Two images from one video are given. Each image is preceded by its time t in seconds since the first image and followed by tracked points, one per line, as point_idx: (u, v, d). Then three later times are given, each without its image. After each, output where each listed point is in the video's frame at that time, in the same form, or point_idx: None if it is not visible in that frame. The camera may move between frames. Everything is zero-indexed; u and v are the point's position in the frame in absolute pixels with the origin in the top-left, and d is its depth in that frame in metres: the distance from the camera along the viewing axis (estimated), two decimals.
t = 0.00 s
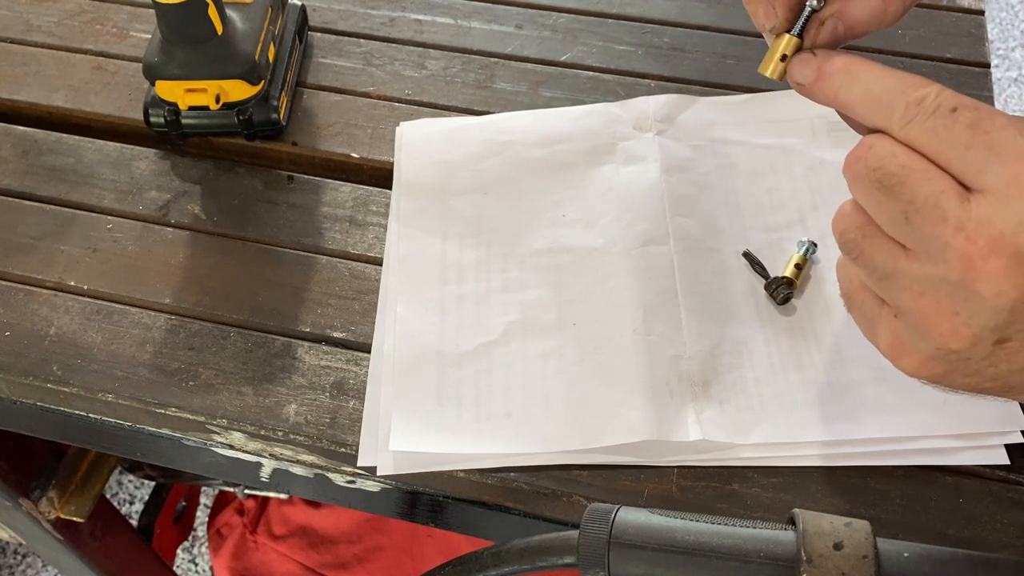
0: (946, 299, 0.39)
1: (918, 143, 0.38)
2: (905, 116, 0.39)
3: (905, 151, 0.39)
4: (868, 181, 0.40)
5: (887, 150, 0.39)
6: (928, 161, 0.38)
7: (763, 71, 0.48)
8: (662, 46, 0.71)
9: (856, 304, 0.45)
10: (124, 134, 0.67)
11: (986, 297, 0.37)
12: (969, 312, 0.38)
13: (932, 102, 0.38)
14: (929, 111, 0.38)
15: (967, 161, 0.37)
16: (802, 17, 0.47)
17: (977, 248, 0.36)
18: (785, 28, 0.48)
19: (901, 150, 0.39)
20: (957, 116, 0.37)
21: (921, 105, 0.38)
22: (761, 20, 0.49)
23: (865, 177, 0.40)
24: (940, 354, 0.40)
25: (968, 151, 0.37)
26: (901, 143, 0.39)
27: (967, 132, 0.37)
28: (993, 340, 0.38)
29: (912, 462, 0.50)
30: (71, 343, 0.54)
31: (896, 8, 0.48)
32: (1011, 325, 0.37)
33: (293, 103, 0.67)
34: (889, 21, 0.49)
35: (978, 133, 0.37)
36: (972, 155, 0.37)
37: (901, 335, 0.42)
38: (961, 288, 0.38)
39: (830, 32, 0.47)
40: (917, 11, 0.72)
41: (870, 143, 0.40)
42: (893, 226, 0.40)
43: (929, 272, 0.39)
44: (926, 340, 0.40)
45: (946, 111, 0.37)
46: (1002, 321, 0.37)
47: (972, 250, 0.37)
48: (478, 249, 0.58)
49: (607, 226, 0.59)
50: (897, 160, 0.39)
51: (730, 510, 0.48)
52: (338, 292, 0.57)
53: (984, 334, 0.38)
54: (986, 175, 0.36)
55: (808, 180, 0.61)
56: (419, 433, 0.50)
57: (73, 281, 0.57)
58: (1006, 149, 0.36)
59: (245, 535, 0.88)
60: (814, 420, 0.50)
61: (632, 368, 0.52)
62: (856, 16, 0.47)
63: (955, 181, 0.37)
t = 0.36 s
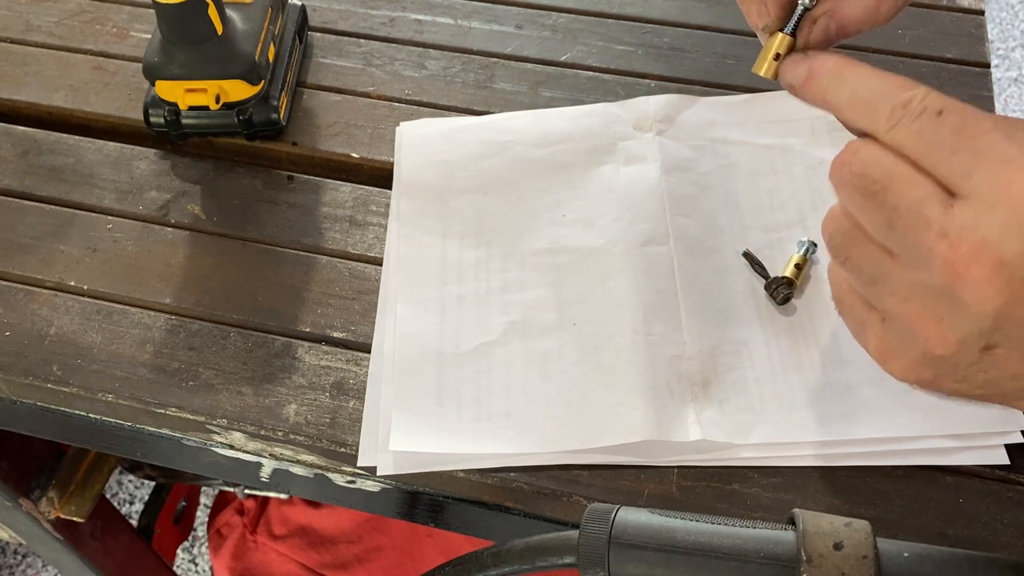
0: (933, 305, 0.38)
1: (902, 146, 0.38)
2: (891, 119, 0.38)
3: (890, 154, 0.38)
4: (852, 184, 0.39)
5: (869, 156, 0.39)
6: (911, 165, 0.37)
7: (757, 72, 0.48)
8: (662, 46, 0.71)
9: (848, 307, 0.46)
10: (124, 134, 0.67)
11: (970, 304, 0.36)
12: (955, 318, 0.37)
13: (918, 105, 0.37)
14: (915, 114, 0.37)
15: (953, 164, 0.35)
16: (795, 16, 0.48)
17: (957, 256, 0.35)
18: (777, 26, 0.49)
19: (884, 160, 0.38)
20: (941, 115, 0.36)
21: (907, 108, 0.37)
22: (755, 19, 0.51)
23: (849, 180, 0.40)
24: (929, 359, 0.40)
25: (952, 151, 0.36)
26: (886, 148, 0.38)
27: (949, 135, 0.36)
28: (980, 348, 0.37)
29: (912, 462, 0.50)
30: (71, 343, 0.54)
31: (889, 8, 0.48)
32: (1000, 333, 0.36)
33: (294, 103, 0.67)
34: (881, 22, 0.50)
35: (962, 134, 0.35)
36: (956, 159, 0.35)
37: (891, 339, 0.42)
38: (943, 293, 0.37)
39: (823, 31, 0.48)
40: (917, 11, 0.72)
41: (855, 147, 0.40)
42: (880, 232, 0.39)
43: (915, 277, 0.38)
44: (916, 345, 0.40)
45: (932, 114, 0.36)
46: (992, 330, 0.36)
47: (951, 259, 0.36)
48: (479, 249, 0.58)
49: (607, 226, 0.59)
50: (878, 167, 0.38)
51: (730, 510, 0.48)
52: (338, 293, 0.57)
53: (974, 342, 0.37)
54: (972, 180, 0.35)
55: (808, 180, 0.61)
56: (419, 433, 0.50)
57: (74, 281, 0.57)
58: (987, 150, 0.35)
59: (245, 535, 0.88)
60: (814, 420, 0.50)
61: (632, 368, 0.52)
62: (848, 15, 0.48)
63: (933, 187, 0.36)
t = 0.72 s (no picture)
0: (892, 406, 0.38)
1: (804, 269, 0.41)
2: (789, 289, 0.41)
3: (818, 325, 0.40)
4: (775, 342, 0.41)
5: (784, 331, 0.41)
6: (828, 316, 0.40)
7: (760, 81, 0.56)
8: (662, 46, 0.71)
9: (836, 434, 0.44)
10: (124, 134, 0.67)
11: (911, 391, 0.37)
12: (927, 403, 0.37)
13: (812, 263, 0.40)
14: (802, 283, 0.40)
15: (840, 305, 0.39)
16: (793, 28, 0.54)
17: (895, 363, 0.37)
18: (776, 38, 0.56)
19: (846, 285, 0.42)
20: (812, 282, 0.40)
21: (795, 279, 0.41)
22: (754, 31, 0.58)
23: (779, 340, 0.41)
24: (899, 448, 0.40)
25: (834, 275, 0.39)
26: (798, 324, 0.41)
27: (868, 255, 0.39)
28: (957, 429, 0.37)
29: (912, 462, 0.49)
30: (71, 343, 0.54)
31: (879, 21, 0.54)
32: (955, 414, 0.36)
33: (294, 103, 0.67)
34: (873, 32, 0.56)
35: (840, 274, 0.39)
36: (842, 298, 0.39)
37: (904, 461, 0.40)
38: (886, 392, 0.38)
39: (820, 41, 0.54)
40: (917, 11, 0.72)
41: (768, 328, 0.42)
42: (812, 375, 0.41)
43: (863, 388, 0.38)
44: (903, 448, 0.39)
45: (811, 274, 0.40)
46: (932, 411, 0.37)
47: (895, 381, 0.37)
48: (478, 249, 0.58)
49: (606, 227, 0.59)
50: (793, 333, 0.41)
51: (729, 510, 0.48)
52: (338, 292, 0.57)
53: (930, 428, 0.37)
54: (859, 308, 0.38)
55: (807, 180, 0.61)
56: (419, 433, 0.50)
57: (73, 281, 0.57)
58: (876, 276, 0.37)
59: (245, 535, 0.88)
60: (814, 420, 0.50)
61: (632, 368, 0.52)
62: (845, 26, 0.54)
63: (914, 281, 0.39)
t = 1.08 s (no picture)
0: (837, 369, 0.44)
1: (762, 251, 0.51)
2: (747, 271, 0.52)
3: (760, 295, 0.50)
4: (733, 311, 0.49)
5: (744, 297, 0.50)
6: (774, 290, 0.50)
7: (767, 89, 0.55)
8: (662, 46, 0.71)
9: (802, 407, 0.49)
10: (124, 134, 0.67)
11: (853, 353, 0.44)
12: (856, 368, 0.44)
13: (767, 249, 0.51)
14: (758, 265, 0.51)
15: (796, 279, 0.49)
16: (802, 34, 0.52)
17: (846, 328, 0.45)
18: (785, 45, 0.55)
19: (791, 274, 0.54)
20: (782, 263, 0.50)
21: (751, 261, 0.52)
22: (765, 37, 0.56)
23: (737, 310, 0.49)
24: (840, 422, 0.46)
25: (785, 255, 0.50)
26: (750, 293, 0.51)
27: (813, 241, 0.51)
28: (889, 392, 0.43)
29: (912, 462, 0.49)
30: (71, 343, 0.54)
31: (890, 24, 0.52)
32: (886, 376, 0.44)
33: (294, 103, 0.67)
34: (885, 35, 0.54)
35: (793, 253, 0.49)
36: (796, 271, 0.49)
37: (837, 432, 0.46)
38: (832, 357, 0.45)
39: (829, 46, 0.52)
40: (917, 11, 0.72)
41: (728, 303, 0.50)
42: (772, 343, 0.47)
43: (808, 356, 0.46)
44: (842, 415, 0.45)
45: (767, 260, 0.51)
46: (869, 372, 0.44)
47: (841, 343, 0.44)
48: (478, 249, 0.58)
49: (606, 227, 0.59)
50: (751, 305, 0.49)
51: (729, 510, 0.48)
52: (338, 292, 0.57)
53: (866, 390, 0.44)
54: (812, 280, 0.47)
55: (807, 180, 0.61)
56: (419, 433, 0.50)
57: (73, 281, 0.57)
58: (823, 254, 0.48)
59: (245, 535, 0.88)
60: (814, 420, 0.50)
61: (633, 368, 0.52)
62: (854, 32, 0.52)
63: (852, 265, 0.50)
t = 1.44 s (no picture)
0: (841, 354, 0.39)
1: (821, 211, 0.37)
2: (804, 240, 0.38)
3: (815, 269, 0.38)
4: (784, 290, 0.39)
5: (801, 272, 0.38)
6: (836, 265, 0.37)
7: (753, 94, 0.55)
8: (662, 46, 0.71)
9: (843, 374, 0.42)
10: (124, 134, 0.67)
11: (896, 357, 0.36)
12: (883, 371, 0.37)
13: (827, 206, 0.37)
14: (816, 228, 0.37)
15: (865, 261, 0.36)
16: (785, 38, 0.53)
17: (901, 337, 0.35)
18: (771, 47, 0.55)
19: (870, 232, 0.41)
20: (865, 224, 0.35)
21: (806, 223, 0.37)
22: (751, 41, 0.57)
23: (786, 296, 0.39)
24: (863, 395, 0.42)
25: (856, 221, 0.36)
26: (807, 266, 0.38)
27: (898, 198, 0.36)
28: (958, 402, 0.36)
29: (911, 462, 0.49)
30: (71, 343, 0.54)
31: (872, 26, 0.52)
32: (943, 386, 0.35)
33: (294, 103, 0.67)
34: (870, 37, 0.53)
35: (867, 226, 0.35)
36: (865, 251, 0.35)
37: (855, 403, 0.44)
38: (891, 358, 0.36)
39: (811, 50, 0.52)
40: (917, 11, 0.72)
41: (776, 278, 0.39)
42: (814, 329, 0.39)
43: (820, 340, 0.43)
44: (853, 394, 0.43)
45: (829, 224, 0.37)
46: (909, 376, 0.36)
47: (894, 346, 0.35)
48: (478, 249, 0.58)
49: (607, 226, 0.59)
50: (805, 284, 0.38)
51: (730, 510, 0.48)
52: (338, 292, 0.57)
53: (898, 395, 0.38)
54: (884, 270, 0.35)
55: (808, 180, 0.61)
56: (419, 433, 0.50)
57: (74, 281, 0.57)
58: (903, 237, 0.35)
59: (245, 535, 0.88)
60: (814, 420, 0.50)
61: (632, 368, 0.52)
62: (836, 34, 0.52)
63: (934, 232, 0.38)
